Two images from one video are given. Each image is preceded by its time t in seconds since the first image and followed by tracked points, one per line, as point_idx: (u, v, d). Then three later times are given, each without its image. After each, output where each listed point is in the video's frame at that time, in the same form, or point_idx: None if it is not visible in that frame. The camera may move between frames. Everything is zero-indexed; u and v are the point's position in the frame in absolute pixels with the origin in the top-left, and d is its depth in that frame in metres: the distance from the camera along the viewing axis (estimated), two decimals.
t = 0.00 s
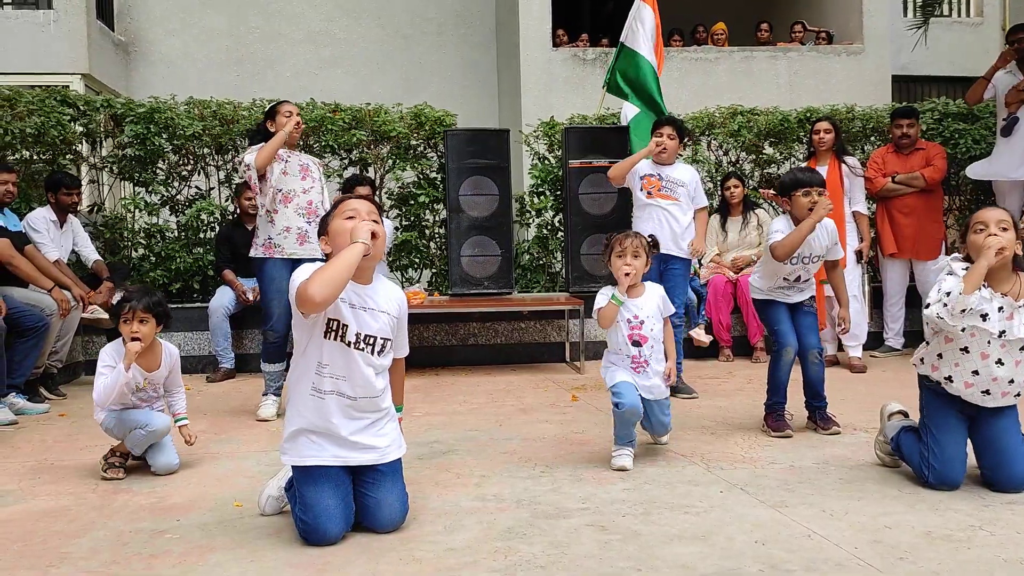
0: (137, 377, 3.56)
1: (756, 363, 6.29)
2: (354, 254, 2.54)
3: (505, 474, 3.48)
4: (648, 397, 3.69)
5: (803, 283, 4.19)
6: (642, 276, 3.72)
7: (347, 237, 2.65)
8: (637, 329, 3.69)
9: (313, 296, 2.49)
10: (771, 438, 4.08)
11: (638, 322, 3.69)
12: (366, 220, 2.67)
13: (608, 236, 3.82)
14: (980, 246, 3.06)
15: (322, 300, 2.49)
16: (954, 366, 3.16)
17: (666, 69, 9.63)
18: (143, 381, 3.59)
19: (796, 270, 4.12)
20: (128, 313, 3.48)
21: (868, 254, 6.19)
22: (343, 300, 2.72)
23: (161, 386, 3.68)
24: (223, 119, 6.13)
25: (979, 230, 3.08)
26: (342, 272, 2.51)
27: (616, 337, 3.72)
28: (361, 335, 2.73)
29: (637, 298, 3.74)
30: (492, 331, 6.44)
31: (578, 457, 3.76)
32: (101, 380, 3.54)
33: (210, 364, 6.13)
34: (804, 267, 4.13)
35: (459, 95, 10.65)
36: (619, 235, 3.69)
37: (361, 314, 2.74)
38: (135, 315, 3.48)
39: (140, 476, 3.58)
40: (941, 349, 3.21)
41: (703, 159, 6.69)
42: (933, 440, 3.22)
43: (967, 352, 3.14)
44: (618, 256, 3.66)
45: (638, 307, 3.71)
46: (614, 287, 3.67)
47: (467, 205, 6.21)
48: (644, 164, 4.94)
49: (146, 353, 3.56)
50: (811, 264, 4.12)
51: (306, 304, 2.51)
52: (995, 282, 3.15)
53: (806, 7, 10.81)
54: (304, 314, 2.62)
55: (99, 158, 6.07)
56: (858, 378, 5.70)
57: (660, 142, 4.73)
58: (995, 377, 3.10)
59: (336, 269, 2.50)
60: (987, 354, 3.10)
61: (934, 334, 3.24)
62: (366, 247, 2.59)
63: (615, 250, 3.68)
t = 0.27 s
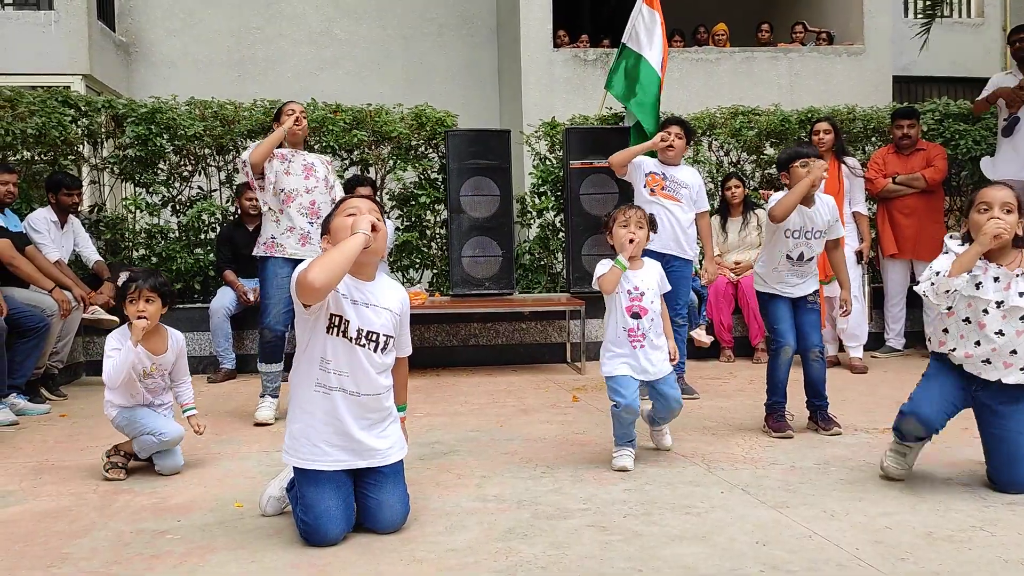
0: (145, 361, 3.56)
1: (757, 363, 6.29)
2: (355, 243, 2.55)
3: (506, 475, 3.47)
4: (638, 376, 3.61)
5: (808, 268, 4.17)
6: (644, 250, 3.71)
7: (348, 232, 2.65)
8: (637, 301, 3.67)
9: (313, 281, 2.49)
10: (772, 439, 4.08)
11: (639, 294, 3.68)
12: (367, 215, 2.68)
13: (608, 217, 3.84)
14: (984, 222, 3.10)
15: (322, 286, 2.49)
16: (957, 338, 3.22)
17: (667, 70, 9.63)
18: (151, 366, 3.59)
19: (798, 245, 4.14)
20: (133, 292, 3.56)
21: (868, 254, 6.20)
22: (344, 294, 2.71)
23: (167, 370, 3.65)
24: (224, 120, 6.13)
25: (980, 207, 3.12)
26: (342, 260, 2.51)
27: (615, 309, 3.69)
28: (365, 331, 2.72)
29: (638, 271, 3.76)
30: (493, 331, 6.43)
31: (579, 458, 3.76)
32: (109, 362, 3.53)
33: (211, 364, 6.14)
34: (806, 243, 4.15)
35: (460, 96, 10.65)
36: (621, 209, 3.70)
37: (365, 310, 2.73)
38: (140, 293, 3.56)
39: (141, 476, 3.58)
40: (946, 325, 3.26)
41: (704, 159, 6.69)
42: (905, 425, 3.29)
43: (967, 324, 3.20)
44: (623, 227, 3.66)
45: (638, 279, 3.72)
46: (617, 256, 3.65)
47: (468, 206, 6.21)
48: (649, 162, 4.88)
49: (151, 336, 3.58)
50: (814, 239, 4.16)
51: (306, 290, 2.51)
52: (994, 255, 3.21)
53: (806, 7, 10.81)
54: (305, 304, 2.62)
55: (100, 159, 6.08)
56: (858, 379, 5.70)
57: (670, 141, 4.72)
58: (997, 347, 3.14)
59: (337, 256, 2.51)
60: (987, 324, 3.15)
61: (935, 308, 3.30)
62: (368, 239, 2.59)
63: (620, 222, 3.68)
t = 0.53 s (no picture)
0: (155, 337, 3.61)
1: (757, 364, 6.29)
2: (356, 238, 2.55)
3: (506, 476, 3.47)
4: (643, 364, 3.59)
5: (816, 253, 4.15)
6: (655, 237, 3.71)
7: (349, 230, 2.65)
8: (655, 287, 3.68)
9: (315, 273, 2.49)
10: (773, 440, 4.07)
11: (656, 281, 3.70)
12: (369, 213, 2.67)
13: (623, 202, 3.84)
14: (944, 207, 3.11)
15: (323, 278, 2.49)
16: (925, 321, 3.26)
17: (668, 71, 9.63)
18: (162, 342, 3.63)
19: (802, 229, 4.14)
20: (138, 267, 3.68)
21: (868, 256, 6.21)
22: (343, 290, 2.70)
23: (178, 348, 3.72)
24: (225, 121, 6.13)
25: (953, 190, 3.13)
26: (343, 253, 2.51)
27: (631, 293, 3.67)
28: (367, 329, 2.72)
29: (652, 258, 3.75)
30: (494, 332, 6.43)
31: (579, 458, 3.76)
32: (121, 332, 3.51)
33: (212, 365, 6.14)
34: (810, 226, 4.15)
35: (460, 97, 10.65)
36: (634, 194, 3.71)
37: (368, 307, 2.73)
38: (147, 268, 3.68)
39: (141, 477, 3.58)
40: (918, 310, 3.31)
41: (705, 160, 6.69)
42: (920, 405, 3.16)
43: (931, 309, 3.22)
44: (639, 213, 3.66)
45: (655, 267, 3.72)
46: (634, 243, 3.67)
47: (468, 207, 6.20)
48: (653, 162, 4.85)
49: (158, 315, 3.69)
50: (818, 221, 4.15)
51: (308, 283, 2.51)
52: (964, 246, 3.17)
53: (807, 8, 10.81)
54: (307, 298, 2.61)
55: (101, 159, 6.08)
56: (859, 379, 5.70)
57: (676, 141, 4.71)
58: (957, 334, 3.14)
59: (338, 250, 2.51)
60: (946, 310, 3.15)
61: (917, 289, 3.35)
62: (369, 235, 2.58)
63: (636, 207, 3.67)
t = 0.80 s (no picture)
0: (165, 324, 3.64)
1: (757, 366, 6.30)
2: (359, 237, 2.56)
3: (507, 477, 3.49)
4: (651, 352, 3.63)
5: (820, 248, 4.16)
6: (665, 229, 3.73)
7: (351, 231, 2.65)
8: (665, 276, 3.71)
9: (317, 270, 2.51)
10: (773, 441, 4.09)
11: (666, 270, 3.71)
12: (373, 213, 2.68)
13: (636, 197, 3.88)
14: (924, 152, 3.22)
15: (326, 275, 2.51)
16: (913, 273, 3.32)
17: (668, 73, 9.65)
18: (171, 331, 3.65)
19: (804, 223, 4.17)
20: (147, 253, 3.78)
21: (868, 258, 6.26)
22: (344, 289, 2.72)
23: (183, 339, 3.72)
24: (226, 123, 6.15)
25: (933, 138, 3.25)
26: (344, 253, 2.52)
27: (639, 280, 3.68)
28: (369, 329, 2.73)
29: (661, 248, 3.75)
30: (495, 333, 6.45)
31: (580, 459, 3.78)
32: (132, 315, 3.54)
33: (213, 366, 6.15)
34: (812, 219, 4.18)
35: (461, 98, 10.67)
36: (652, 184, 3.71)
37: (370, 306, 2.75)
38: (156, 255, 3.78)
39: (144, 478, 3.60)
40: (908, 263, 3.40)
41: (704, 162, 6.72)
42: (927, 406, 3.18)
43: (919, 258, 3.29)
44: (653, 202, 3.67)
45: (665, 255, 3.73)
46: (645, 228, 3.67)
47: (469, 208, 6.22)
48: (651, 163, 4.84)
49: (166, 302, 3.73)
50: (818, 215, 4.19)
51: (311, 280, 2.53)
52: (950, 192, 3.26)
53: (806, 11, 10.83)
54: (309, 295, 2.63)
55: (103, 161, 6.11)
56: (859, 381, 5.72)
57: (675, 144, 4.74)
58: (946, 280, 3.20)
59: (340, 249, 2.52)
60: (935, 257, 3.23)
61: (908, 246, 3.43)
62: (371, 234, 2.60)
63: (651, 197, 3.68)
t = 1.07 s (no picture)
0: (171, 319, 3.63)
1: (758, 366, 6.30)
2: (364, 237, 2.56)
3: (507, 477, 3.49)
4: (648, 352, 3.64)
5: (821, 244, 4.16)
6: (655, 228, 3.76)
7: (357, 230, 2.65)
8: (656, 273, 3.72)
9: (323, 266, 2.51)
10: (773, 442, 4.09)
11: (658, 268, 3.73)
12: (378, 215, 2.68)
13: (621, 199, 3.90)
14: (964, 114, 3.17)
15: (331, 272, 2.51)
16: (964, 243, 3.22)
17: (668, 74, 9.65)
18: (177, 325, 3.65)
19: (805, 219, 4.18)
20: (147, 251, 3.78)
21: (868, 259, 6.31)
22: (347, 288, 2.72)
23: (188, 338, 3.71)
24: (227, 124, 6.16)
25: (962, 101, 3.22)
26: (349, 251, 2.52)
27: (631, 279, 3.71)
28: (373, 328, 2.73)
29: (651, 246, 3.78)
30: (495, 334, 6.45)
31: (580, 460, 3.78)
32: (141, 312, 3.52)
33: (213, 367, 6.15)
34: (813, 216, 4.19)
35: (460, 99, 10.67)
36: (638, 186, 3.77)
37: (374, 304, 2.75)
38: (157, 252, 3.78)
39: (144, 479, 3.60)
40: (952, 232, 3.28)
41: (704, 163, 6.73)
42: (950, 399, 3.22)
43: (972, 224, 3.20)
44: (641, 204, 3.72)
45: (656, 252, 3.76)
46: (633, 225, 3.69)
47: (469, 209, 6.23)
48: (639, 163, 4.84)
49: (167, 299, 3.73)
50: (819, 212, 4.20)
51: (316, 276, 2.52)
52: (995, 150, 3.23)
53: (806, 11, 10.82)
54: (314, 292, 2.63)
55: (103, 162, 6.11)
56: (860, 381, 5.72)
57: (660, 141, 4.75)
58: (1005, 242, 3.13)
59: (345, 247, 2.52)
60: (995, 220, 3.15)
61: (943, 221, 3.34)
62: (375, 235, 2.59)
63: (638, 198, 3.72)
